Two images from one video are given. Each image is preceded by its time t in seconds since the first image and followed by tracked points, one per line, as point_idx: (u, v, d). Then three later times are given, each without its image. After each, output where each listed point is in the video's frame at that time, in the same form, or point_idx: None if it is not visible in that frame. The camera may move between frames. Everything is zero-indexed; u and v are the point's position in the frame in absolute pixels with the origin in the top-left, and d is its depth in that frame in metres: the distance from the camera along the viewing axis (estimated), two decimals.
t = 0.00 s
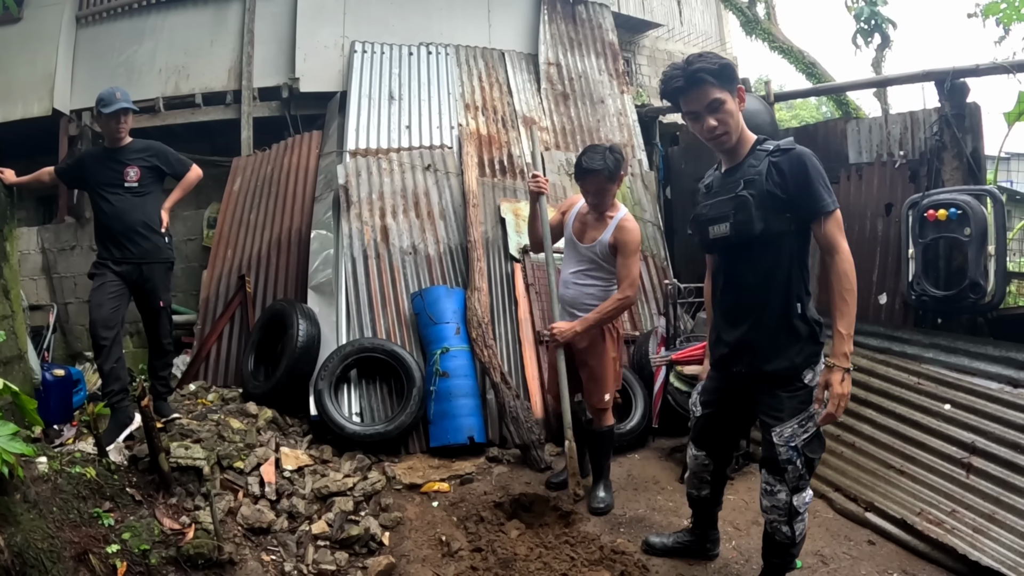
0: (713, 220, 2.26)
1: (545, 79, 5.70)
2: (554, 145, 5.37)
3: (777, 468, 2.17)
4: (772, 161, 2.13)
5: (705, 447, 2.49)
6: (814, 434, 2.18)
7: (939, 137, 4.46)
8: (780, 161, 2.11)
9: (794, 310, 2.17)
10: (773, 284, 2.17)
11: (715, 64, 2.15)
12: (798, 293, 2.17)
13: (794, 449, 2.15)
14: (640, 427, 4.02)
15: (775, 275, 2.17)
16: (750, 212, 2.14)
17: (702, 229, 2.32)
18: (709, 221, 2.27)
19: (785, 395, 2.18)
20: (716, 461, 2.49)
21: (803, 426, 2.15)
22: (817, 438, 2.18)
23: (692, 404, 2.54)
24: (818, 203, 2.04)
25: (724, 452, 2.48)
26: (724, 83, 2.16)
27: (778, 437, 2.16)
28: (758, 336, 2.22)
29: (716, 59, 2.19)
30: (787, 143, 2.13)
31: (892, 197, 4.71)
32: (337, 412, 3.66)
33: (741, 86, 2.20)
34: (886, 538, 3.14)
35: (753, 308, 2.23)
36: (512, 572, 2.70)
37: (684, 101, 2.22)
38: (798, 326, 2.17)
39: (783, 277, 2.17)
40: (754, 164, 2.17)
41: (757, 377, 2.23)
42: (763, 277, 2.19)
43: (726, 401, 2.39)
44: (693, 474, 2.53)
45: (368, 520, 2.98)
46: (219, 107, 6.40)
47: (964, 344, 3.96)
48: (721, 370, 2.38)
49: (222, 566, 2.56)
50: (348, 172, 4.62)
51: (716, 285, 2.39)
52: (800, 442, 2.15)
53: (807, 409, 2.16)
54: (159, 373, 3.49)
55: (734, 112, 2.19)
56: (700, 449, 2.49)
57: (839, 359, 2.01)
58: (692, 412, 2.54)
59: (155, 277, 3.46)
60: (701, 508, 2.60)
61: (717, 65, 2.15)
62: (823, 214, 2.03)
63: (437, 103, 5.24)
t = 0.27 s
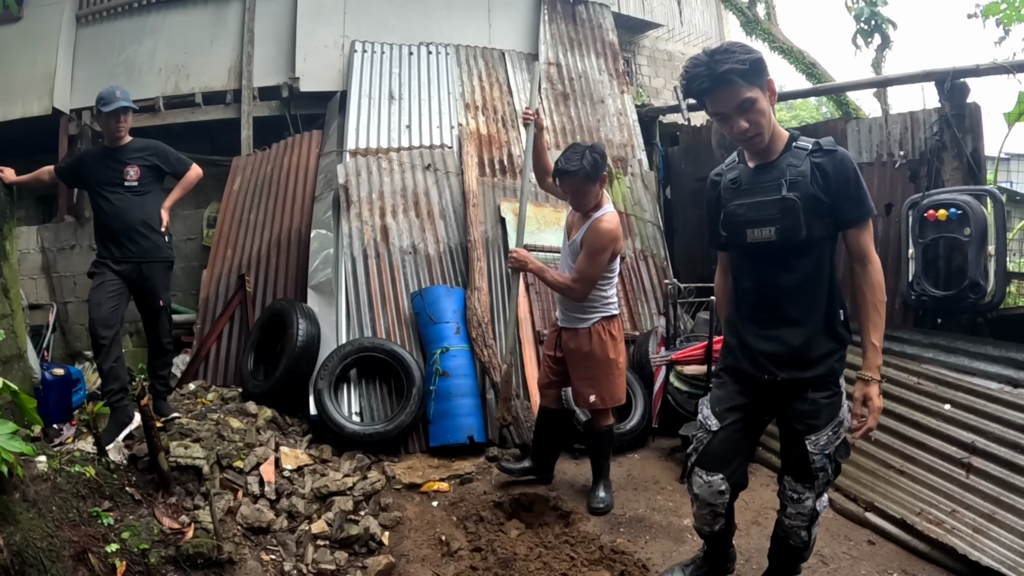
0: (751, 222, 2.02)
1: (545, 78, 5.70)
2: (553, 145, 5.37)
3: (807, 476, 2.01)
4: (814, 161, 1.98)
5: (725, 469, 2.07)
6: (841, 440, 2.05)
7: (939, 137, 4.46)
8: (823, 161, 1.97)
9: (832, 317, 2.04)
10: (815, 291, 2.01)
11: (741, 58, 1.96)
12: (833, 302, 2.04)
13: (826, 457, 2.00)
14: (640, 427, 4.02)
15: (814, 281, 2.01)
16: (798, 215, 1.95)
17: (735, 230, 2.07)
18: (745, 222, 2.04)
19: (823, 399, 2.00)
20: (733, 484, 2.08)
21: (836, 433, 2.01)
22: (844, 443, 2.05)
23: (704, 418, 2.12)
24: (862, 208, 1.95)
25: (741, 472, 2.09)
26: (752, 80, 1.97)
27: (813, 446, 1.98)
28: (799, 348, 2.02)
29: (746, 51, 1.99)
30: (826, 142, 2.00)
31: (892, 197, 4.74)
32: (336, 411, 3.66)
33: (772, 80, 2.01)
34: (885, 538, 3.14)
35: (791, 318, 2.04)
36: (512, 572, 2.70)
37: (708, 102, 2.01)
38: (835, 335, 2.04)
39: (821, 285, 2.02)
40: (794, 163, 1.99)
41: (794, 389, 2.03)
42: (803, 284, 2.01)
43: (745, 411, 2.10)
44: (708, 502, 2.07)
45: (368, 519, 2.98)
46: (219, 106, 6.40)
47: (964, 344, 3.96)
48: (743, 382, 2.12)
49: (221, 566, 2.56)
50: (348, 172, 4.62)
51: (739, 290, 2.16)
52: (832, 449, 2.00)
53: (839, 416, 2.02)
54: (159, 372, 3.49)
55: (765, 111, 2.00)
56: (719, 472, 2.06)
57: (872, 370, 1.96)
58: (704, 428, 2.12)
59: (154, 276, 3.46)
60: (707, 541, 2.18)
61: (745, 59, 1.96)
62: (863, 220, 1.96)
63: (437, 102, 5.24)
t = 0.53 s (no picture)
0: (783, 229, 1.85)
1: (546, 79, 5.70)
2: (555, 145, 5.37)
3: (826, 486, 1.95)
4: (841, 166, 1.88)
5: (766, 481, 1.88)
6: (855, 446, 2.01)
7: (940, 138, 4.45)
8: (850, 167, 1.88)
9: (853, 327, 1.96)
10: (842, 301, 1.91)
11: (743, 72, 1.78)
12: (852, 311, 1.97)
13: (847, 464, 1.94)
14: (642, 427, 4.02)
15: (840, 290, 1.92)
16: (832, 223, 1.83)
17: (762, 237, 1.88)
18: (777, 229, 1.86)
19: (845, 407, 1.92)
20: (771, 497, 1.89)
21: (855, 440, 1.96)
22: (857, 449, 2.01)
23: (735, 431, 1.92)
24: (884, 218, 1.91)
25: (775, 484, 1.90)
26: (772, 87, 1.80)
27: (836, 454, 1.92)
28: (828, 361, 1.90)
29: (768, 52, 1.81)
30: (849, 146, 1.92)
31: (894, 198, 4.73)
32: (338, 410, 3.66)
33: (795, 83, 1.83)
34: (887, 538, 3.14)
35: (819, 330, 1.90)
36: (514, 572, 2.70)
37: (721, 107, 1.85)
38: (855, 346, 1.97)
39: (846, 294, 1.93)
40: (823, 167, 1.87)
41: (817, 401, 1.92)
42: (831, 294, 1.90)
43: (772, 422, 1.94)
44: (753, 522, 1.86)
45: (369, 519, 2.98)
46: (220, 105, 6.40)
47: (965, 344, 3.97)
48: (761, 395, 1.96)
49: (223, 565, 2.56)
50: (349, 172, 4.61)
51: (756, 298, 1.98)
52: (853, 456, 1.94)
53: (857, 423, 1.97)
54: (160, 371, 3.48)
55: (776, 125, 1.83)
56: (761, 485, 1.87)
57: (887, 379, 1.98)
58: (735, 442, 1.91)
59: (156, 275, 3.46)
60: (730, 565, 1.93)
61: (748, 75, 1.78)
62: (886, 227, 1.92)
63: (438, 102, 5.23)
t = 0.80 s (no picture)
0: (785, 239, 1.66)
1: (548, 78, 5.70)
2: (556, 145, 5.37)
3: (829, 509, 1.81)
4: (845, 168, 1.69)
5: (773, 514, 1.72)
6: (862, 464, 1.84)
7: (941, 138, 4.45)
8: (854, 169, 1.70)
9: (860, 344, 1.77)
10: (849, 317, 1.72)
11: (723, 78, 1.58)
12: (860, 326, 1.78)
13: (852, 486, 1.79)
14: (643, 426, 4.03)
15: (848, 304, 1.72)
16: (838, 231, 1.65)
17: (762, 248, 1.70)
18: (778, 239, 1.67)
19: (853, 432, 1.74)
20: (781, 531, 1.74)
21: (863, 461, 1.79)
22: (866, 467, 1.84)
23: (735, 470, 1.76)
24: (892, 225, 1.72)
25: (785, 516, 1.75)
26: (755, 94, 1.59)
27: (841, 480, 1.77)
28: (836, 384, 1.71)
29: (752, 53, 1.60)
30: (852, 147, 1.74)
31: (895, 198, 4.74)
32: (338, 410, 3.66)
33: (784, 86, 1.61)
34: (887, 538, 3.14)
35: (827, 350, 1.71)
36: (515, 571, 2.71)
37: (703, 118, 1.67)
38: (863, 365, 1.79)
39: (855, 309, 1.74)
40: (825, 170, 1.69)
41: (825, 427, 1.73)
42: (839, 309, 1.71)
43: (777, 452, 1.76)
44: (760, 560, 1.71)
45: (370, 518, 2.98)
46: (222, 105, 6.40)
47: (966, 344, 3.97)
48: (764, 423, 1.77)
49: (224, 564, 2.57)
50: (351, 171, 4.61)
51: (757, 315, 1.79)
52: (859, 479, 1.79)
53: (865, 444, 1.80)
54: (161, 371, 3.48)
55: (766, 132, 1.63)
56: (767, 518, 1.72)
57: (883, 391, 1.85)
58: (735, 481, 1.76)
59: (157, 275, 3.46)
60: None
61: (728, 81, 1.58)
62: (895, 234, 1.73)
63: (439, 101, 5.24)
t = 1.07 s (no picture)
0: (768, 233, 1.51)
1: (549, 78, 5.70)
2: (558, 145, 5.37)
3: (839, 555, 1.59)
4: (836, 151, 1.52)
5: (766, 541, 1.63)
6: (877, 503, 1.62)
7: (943, 138, 4.46)
8: (847, 150, 1.52)
9: (871, 352, 1.55)
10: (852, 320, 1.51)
11: (681, 70, 1.51)
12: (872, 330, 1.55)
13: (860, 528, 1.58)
14: (644, 426, 4.03)
15: (853, 305, 1.51)
16: (829, 218, 1.46)
17: (744, 246, 1.56)
18: (760, 233, 1.52)
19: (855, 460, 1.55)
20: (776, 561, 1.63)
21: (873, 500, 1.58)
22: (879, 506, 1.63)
23: (723, 493, 1.68)
24: (902, 209, 1.48)
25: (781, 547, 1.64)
26: (719, 81, 1.49)
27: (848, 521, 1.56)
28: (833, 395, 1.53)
29: (712, 41, 1.51)
30: (846, 128, 1.56)
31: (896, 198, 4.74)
32: (340, 409, 3.66)
33: (753, 71, 1.49)
34: (889, 538, 3.14)
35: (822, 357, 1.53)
36: (517, 571, 2.71)
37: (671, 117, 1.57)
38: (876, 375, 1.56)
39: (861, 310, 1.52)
40: (815, 154, 1.52)
41: (826, 451, 1.55)
42: (841, 310, 1.51)
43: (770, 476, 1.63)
44: None
45: (372, 517, 2.98)
46: (223, 104, 6.40)
47: (968, 344, 3.97)
48: (759, 447, 1.64)
49: (226, 563, 2.57)
50: (353, 170, 4.62)
51: (750, 321, 1.63)
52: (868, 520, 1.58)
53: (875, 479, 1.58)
54: (163, 370, 3.48)
55: (738, 123, 1.51)
56: (758, 546, 1.62)
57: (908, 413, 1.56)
58: (724, 505, 1.68)
59: (159, 274, 3.46)
60: None
61: (687, 72, 1.50)
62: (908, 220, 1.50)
63: (441, 101, 5.24)
